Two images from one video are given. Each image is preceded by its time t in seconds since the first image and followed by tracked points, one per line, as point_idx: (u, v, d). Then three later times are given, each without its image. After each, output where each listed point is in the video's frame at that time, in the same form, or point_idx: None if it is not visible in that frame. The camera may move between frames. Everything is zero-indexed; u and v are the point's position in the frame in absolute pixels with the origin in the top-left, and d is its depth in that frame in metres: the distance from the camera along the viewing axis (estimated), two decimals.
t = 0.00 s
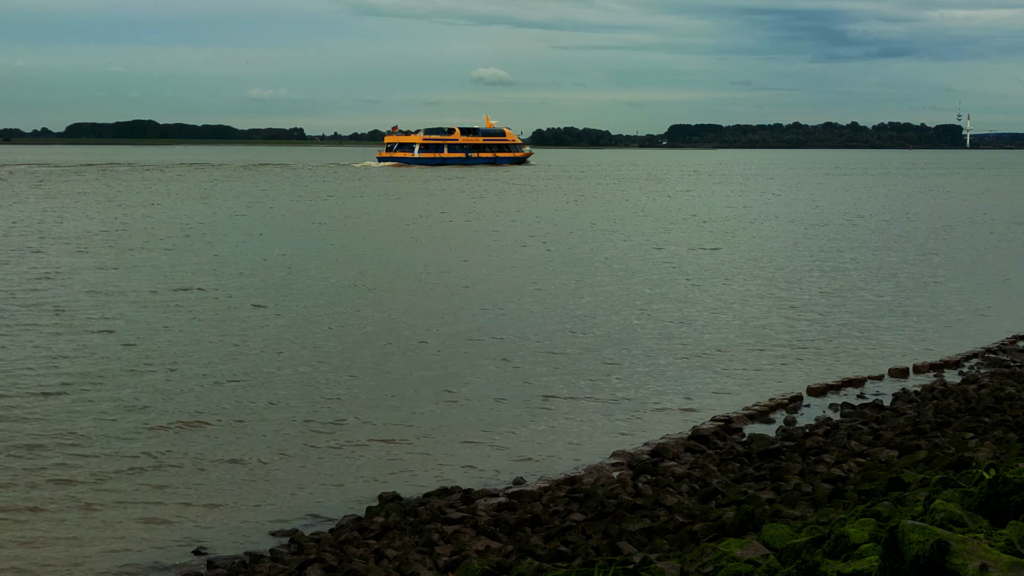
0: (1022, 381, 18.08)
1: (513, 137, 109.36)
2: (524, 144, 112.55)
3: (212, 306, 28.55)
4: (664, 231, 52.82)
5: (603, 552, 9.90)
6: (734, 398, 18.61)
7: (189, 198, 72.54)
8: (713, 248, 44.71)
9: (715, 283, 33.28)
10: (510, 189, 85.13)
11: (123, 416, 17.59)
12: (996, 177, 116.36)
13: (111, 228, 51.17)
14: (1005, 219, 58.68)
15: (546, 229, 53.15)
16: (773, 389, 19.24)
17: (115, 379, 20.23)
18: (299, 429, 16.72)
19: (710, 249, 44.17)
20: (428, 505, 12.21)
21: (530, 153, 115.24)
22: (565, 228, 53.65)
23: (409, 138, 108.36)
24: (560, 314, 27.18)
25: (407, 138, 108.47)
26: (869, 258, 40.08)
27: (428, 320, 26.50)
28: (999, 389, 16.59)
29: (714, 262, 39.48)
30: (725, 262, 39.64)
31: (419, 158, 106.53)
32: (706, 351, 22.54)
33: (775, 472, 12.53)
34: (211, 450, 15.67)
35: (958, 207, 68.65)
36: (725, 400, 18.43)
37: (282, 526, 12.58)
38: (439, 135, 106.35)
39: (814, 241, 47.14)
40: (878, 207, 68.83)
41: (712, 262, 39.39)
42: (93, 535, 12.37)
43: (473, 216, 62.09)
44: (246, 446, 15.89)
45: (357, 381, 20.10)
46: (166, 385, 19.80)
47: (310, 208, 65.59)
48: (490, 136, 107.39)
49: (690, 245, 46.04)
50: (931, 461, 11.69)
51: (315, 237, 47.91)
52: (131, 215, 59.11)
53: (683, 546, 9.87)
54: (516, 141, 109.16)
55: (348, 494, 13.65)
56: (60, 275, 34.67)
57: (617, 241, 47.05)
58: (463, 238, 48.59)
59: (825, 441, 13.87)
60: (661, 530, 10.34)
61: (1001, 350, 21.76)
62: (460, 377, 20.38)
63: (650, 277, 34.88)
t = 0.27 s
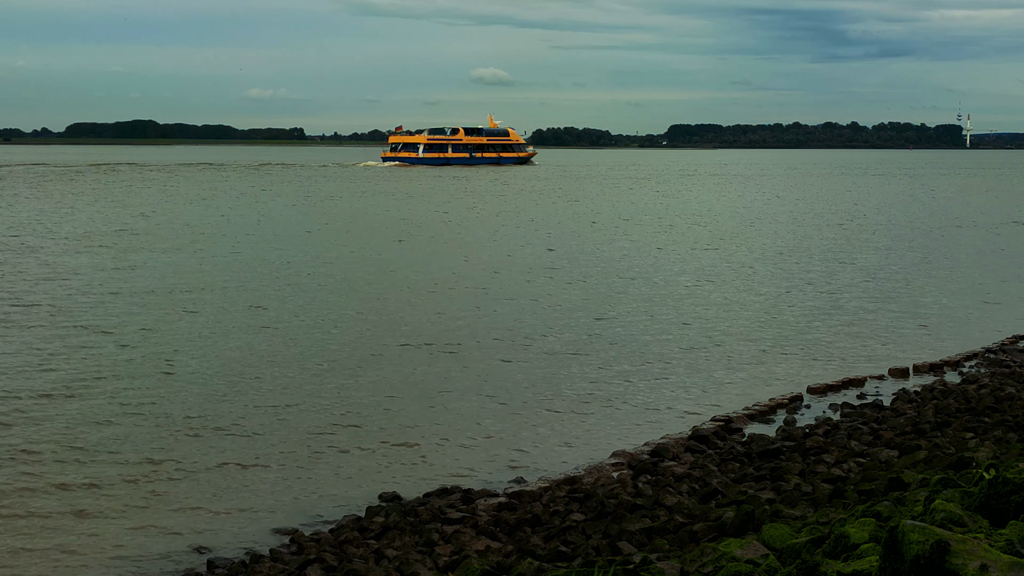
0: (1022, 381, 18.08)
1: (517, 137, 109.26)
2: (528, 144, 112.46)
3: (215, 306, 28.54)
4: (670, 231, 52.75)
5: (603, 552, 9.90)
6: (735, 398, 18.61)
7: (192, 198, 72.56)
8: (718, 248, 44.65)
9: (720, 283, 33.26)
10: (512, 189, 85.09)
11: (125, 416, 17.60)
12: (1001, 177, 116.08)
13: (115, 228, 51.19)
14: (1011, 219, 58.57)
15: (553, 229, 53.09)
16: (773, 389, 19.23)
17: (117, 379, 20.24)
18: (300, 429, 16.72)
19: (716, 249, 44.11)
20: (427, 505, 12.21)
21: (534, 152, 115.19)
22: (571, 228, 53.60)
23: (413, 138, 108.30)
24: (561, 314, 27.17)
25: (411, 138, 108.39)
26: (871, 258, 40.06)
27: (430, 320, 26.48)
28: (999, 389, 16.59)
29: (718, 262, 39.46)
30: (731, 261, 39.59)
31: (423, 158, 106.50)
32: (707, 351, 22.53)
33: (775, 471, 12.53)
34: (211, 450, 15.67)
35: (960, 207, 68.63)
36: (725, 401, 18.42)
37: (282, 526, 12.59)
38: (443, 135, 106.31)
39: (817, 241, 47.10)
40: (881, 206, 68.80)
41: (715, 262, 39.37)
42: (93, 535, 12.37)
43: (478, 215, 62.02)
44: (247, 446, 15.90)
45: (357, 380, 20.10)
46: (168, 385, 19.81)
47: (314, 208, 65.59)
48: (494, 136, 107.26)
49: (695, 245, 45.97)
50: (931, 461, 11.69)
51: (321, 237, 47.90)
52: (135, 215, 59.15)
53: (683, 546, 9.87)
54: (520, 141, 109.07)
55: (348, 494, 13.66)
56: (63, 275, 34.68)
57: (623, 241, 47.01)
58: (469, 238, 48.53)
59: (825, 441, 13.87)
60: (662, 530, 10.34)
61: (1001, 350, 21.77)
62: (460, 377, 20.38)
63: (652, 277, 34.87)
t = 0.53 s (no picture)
0: (1022, 381, 18.08)
1: (520, 137, 109.23)
2: (531, 144, 112.42)
3: (218, 307, 28.53)
4: (675, 231, 52.69)
5: (603, 552, 9.90)
6: (735, 398, 18.61)
7: (196, 199, 72.59)
8: (722, 248, 44.62)
9: (725, 283, 33.23)
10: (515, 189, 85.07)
11: (125, 416, 17.61)
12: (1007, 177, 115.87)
13: (119, 228, 51.22)
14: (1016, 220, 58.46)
15: (559, 229, 53.06)
16: (773, 389, 19.23)
17: (118, 380, 20.22)
18: (300, 429, 16.72)
19: (722, 249, 44.06)
20: (428, 505, 12.21)
21: (537, 153, 115.13)
22: (576, 228, 53.58)
23: (418, 138, 108.24)
24: (563, 314, 27.16)
25: (416, 138, 108.32)
26: (875, 258, 40.03)
27: (432, 320, 26.46)
28: (999, 389, 16.58)
29: (722, 262, 39.44)
30: (736, 262, 39.56)
31: (427, 158, 106.41)
32: (709, 351, 22.52)
33: (775, 471, 12.53)
34: (211, 450, 15.68)
35: (964, 207, 68.62)
36: (725, 401, 18.42)
37: (281, 526, 12.60)
38: (447, 135, 106.26)
39: (820, 241, 47.07)
40: (884, 207, 68.76)
41: (720, 262, 39.34)
42: (93, 535, 12.38)
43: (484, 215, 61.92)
44: (246, 446, 15.90)
45: (357, 380, 20.10)
46: (168, 385, 19.81)
47: (318, 208, 65.58)
48: (498, 137, 107.11)
49: (700, 245, 45.91)
50: (931, 461, 11.69)
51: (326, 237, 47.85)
52: (140, 215, 59.22)
53: (683, 546, 9.87)
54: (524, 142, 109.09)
55: (347, 494, 13.66)
56: (67, 276, 34.71)
57: (629, 242, 46.99)
58: (474, 238, 48.49)
59: (825, 441, 13.87)
60: (661, 530, 10.35)
61: (1001, 349, 21.78)
62: (461, 376, 20.38)
63: (656, 277, 34.85)
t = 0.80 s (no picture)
0: (1022, 381, 18.07)
1: (524, 137, 109.18)
2: (535, 144, 112.36)
3: (221, 307, 28.51)
4: (681, 231, 52.60)
5: (603, 552, 9.90)
6: (736, 398, 18.60)
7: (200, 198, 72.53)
8: (728, 248, 44.56)
9: (731, 283, 33.17)
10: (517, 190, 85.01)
11: (127, 416, 17.61)
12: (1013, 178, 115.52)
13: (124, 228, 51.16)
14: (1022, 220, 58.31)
15: (566, 229, 53.00)
16: (773, 389, 19.24)
17: (119, 380, 20.22)
18: (299, 429, 16.72)
19: (727, 249, 43.99)
20: (428, 505, 12.21)
21: (541, 153, 115.03)
22: (582, 228, 53.53)
23: (422, 138, 108.20)
24: (564, 314, 27.13)
25: (420, 138, 108.28)
26: (878, 258, 39.98)
27: (433, 321, 26.43)
28: (999, 390, 16.58)
29: (726, 262, 39.41)
30: (742, 262, 39.49)
31: (432, 158, 106.38)
32: (711, 351, 22.50)
33: (775, 471, 12.52)
34: (212, 449, 15.68)
35: (967, 207, 68.58)
36: (725, 400, 18.42)
37: (281, 526, 12.60)
38: (451, 136, 106.23)
39: (823, 241, 47.03)
40: (887, 207, 68.71)
41: (724, 262, 39.35)
42: (93, 534, 12.39)
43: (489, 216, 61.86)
44: (246, 446, 15.90)
45: (357, 380, 20.11)
46: (169, 385, 19.81)
47: (322, 209, 65.45)
48: (502, 137, 106.71)
49: (705, 245, 45.82)
50: (931, 461, 11.69)
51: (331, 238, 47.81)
52: (144, 215, 59.21)
53: (683, 546, 9.87)
54: (528, 142, 109.08)
55: (346, 494, 13.66)
56: (71, 276, 34.70)
57: (634, 242, 46.95)
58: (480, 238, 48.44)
59: (825, 441, 13.87)
60: (661, 530, 10.35)
61: (1001, 349, 21.78)
62: (460, 376, 20.38)
63: (659, 277, 34.81)
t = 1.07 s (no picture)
0: (1022, 381, 18.08)
1: (528, 137, 109.23)
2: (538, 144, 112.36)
3: (223, 307, 28.51)
4: (685, 231, 52.59)
5: (603, 552, 9.89)
6: (736, 398, 18.61)
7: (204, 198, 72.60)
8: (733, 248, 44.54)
9: (735, 283, 33.17)
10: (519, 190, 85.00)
11: (128, 416, 17.62)
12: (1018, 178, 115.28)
13: (128, 228, 51.18)
14: None
15: (571, 229, 53.01)
16: (773, 389, 19.24)
17: (120, 380, 20.23)
18: (300, 429, 16.72)
19: (732, 249, 43.96)
20: (428, 505, 12.21)
21: (544, 153, 115.26)
22: (587, 228, 53.55)
23: (426, 138, 108.29)
24: (565, 314, 27.13)
25: (424, 138, 108.38)
26: (881, 258, 39.98)
27: (434, 321, 26.42)
28: (999, 389, 16.58)
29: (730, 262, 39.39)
30: (746, 262, 39.49)
31: (436, 158, 106.46)
32: (712, 351, 22.51)
33: (775, 472, 12.53)
34: (212, 450, 15.69)
35: (970, 208, 68.58)
36: (725, 400, 18.42)
37: (280, 526, 12.60)
38: (455, 136, 106.30)
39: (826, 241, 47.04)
40: (890, 207, 68.71)
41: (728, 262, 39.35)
42: (93, 534, 12.39)
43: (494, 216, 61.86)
44: (246, 445, 15.91)
45: (358, 380, 20.10)
46: (170, 385, 19.82)
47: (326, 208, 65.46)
48: (506, 137, 106.98)
49: (709, 245, 45.81)
50: (931, 461, 11.69)
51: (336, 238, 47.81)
52: (147, 215, 59.24)
53: (683, 546, 9.87)
54: (531, 141, 109.13)
55: (346, 494, 13.67)
56: (76, 276, 34.74)
57: (639, 242, 46.98)
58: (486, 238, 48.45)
59: (825, 441, 13.87)
60: (661, 530, 10.35)
61: (1001, 349, 21.79)
62: (461, 376, 20.38)
63: (661, 277, 34.81)
